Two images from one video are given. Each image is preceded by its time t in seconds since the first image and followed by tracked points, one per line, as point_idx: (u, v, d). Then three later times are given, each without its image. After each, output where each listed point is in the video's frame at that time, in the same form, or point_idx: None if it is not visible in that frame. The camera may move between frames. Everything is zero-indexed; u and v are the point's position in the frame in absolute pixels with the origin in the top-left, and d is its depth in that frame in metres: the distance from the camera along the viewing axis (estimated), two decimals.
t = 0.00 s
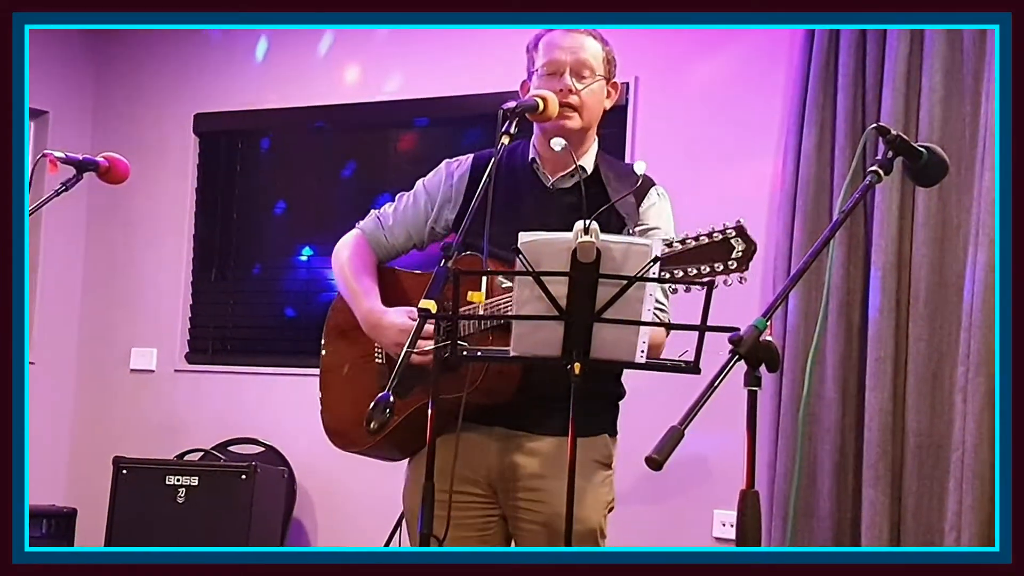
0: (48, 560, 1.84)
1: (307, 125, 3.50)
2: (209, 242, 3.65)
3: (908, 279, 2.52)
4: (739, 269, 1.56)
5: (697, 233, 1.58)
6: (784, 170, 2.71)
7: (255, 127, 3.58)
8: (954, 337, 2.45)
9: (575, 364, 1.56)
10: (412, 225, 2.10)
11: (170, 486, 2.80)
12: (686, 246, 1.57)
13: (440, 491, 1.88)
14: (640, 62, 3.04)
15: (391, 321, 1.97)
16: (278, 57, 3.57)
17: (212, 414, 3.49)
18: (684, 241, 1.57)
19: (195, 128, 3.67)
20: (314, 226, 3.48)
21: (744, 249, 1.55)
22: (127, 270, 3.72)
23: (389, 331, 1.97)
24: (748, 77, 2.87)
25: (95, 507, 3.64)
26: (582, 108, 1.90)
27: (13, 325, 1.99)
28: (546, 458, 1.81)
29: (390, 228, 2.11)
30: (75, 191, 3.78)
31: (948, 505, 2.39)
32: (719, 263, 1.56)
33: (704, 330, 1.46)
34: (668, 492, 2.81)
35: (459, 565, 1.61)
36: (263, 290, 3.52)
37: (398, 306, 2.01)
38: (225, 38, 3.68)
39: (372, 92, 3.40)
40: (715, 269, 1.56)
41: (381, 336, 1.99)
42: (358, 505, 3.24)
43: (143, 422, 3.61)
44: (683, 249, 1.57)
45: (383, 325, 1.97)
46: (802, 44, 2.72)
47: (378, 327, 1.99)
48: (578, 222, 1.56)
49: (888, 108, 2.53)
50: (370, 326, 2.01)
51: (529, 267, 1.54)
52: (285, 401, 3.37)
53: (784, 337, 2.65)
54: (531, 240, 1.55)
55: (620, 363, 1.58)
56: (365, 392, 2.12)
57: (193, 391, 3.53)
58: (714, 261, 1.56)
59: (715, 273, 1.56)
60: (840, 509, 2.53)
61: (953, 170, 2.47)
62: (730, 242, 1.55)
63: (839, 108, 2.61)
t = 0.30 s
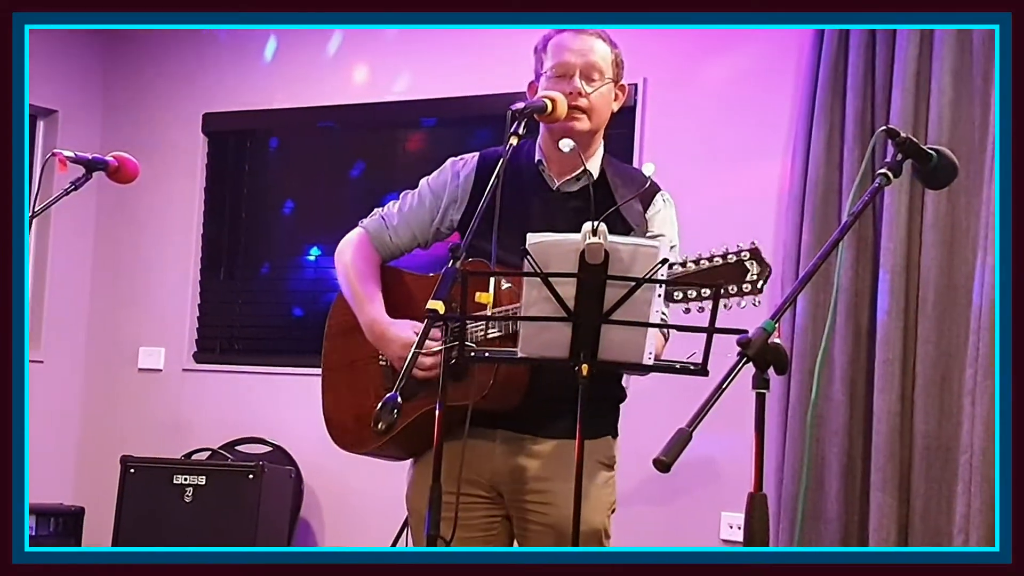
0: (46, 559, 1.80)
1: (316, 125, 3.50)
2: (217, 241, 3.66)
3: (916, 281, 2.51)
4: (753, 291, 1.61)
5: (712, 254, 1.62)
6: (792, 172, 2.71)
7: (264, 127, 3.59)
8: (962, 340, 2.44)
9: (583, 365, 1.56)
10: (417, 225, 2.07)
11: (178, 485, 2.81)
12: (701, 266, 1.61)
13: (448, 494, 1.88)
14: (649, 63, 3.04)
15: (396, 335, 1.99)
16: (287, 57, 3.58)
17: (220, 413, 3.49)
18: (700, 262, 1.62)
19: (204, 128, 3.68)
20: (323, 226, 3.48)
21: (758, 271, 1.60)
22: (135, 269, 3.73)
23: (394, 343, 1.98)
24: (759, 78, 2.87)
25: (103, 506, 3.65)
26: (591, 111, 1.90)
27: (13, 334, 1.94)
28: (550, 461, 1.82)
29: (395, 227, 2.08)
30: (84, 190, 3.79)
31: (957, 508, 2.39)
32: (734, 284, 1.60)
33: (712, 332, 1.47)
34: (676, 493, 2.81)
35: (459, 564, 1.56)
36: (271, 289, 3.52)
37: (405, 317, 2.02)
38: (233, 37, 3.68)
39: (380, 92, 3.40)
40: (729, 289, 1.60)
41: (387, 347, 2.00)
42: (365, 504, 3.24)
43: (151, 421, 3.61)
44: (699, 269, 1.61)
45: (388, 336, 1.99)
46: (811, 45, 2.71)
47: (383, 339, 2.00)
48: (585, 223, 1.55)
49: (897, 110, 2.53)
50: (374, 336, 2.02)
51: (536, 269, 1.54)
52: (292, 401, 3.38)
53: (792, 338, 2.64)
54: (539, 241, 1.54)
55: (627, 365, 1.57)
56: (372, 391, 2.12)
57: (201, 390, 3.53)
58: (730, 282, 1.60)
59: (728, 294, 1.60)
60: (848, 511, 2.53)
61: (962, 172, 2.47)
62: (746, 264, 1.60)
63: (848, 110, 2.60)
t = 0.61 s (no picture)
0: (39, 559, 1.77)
1: (326, 130, 3.50)
2: (226, 245, 3.66)
3: (926, 287, 2.51)
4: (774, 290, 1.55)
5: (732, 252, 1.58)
6: (802, 179, 2.70)
7: (274, 132, 3.59)
8: (972, 346, 2.44)
9: (592, 371, 1.56)
10: (424, 232, 2.05)
11: (186, 490, 2.81)
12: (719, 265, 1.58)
13: (456, 500, 1.88)
14: (659, 69, 3.03)
15: (407, 332, 1.97)
16: (297, 62, 3.58)
17: (229, 418, 3.50)
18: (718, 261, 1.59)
19: (214, 132, 3.68)
20: (332, 231, 3.49)
21: (778, 269, 1.55)
22: (145, 273, 3.73)
23: (404, 342, 1.96)
24: (769, 83, 2.86)
25: (112, 510, 3.66)
26: (600, 114, 1.90)
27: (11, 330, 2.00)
28: (562, 466, 1.81)
29: (403, 235, 2.07)
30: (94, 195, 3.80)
31: (966, 514, 2.38)
32: (753, 283, 1.55)
33: (721, 339, 1.47)
34: (686, 499, 2.81)
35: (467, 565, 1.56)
36: (281, 294, 3.52)
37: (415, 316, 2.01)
38: (244, 41, 3.68)
39: (390, 97, 3.40)
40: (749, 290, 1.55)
41: (397, 348, 1.99)
42: (373, 508, 3.24)
43: (160, 426, 3.61)
44: (719, 268, 1.57)
45: (398, 335, 1.97)
46: (821, 50, 2.71)
47: (393, 338, 1.99)
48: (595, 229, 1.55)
49: (907, 115, 2.52)
50: (384, 336, 2.01)
51: (547, 274, 1.54)
52: (301, 405, 3.38)
53: (802, 344, 2.63)
54: (548, 247, 1.54)
55: (637, 370, 1.58)
56: (384, 398, 2.12)
57: (210, 393, 3.54)
58: (749, 280, 1.55)
59: (749, 293, 1.55)
60: (857, 516, 2.53)
61: (972, 178, 2.46)
62: (765, 262, 1.55)
63: (858, 115, 2.60)
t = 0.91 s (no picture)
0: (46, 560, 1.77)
1: (337, 141, 3.50)
2: (237, 255, 3.66)
3: (938, 302, 2.51)
4: (791, 269, 1.58)
5: (746, 237, 1.61)
6: (813, 194, 2.70)
7: (285, 143, 3.59)
8: (985, 362, 2.43)
9: (604, 385, 1.55)
10: (441, 251, 2.07)
11: (196, 501, 2.82)
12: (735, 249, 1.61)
13: (467, 513, 1.89)
14: (672, 83, 3.03)
15: (429, 357, 2.00)
16: (309, 72, 3.59)
17: (239, 429, 3.51)
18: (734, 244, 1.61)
19: (225, 142, 3.68)
20: (343, 241, 3.49)
21: (793, 248, 1.57)
22: (155, 282, 3.74)
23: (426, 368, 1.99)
24: (781, 98, 2.86)
25: (122, 520, 3.66)
26: (612, 128, 1.89)
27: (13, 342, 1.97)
28: (583, 478, 1.79)
29: (420, 255, 2.09)
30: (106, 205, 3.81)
31: (979, 530, 2.38)
32: (768, 264, 1.58)
33: (732, 353, 1.45)
34: (697, 516, 2.80)
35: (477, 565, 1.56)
36: (293, 306, 3.53)
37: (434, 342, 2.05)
38: (258, 52, 3.69)
39: (402, 109, 3.41)
40: (765, 270, 1.58)
41: (419, 373, 2.01)
42: (383, 519, 3.24)
43: (170, 436, 3.62)
44: (733, 252, 1.60)
45: (420, 361, 2.00)
46: (834, 65, 2.71)
47: (415, 364, 2.02)
48: (607, 243, 1.55)
49: (919, 130, 2.52)
50: (406, 361, 2.04)
51: (558, 288, 1.53)
52: (310, 415, 3.39)
53: (813, 359, 2.63)
54: (560, 260, 1.54)
55: (648, 385, 1.56)
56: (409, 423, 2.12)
57: (220, 404, 3.54)
58: (764, 262, 1.58)
59: (765, 274, 1.58)
60: (868, 532, 2.53)
61: (984, 193, 2.45)
62: (780, 242, 1.58)
63: (870, 130, 2.59)
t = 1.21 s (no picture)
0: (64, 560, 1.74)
1: (351, 149, 3.51)
2: (251, 262, 3.67)
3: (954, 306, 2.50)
4: (806, 239, 1.66)
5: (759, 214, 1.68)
6: (828, 197, 2.70)
7: (299, 151, 3.60)
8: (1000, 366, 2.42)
9: (619, 391, 1.51)
10: (466, 264, 2.08)
11: (212, 509, 2.82)
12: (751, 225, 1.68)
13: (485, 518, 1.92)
14: (687, 89, 3.04)
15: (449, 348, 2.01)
16: (323, 80, 3.59)
17: (255, 436, 3.51)
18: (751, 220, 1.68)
19: (240, 151, 3.69)
20: (357, 248, 3.50)
21: (808, 219, 1.64)
22: (170, 291, 3.75)
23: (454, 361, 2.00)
24: (796, 103, 2.86)
25: (139, 527, 3.68)
26: (627, 134, 1.88)
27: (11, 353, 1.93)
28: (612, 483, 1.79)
29: (444, 268, 2.10)
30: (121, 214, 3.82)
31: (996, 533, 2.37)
32: (785, 236, 1.66)
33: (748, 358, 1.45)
34: (714, 522, 2.81)
35: (500, 564, 1.59)
36: (308, 313, 3.53)
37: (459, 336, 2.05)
38: (271, 61, 3.70)
39: (416, 117, 3.42)
40: (782, 242, 1.66)
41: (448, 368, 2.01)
42: (398, 525, 3.25)
43: (185, 444, 3.63)
44: (750, 228, 1.67)
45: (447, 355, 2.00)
46: (848, 70, 2.71)
47: (443, 358, 2.01)
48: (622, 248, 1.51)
49: (934, 133, 2.51)
50: (434, 359, 2.03)
51: (574, 294, 1.50)
52: (325, 423, 3.40)
53: (828, 364, 2.64)
54: (575, 266, 1.50)
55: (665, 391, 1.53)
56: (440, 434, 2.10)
57: (235, 412, 3.55)
58: (781, 235, 1.66)
59: (782, 247, 1.66)
60: (885, 537, 2.53)
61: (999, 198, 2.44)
62: (795, 214, 1.65)
63: (884, 135, 2.59)
